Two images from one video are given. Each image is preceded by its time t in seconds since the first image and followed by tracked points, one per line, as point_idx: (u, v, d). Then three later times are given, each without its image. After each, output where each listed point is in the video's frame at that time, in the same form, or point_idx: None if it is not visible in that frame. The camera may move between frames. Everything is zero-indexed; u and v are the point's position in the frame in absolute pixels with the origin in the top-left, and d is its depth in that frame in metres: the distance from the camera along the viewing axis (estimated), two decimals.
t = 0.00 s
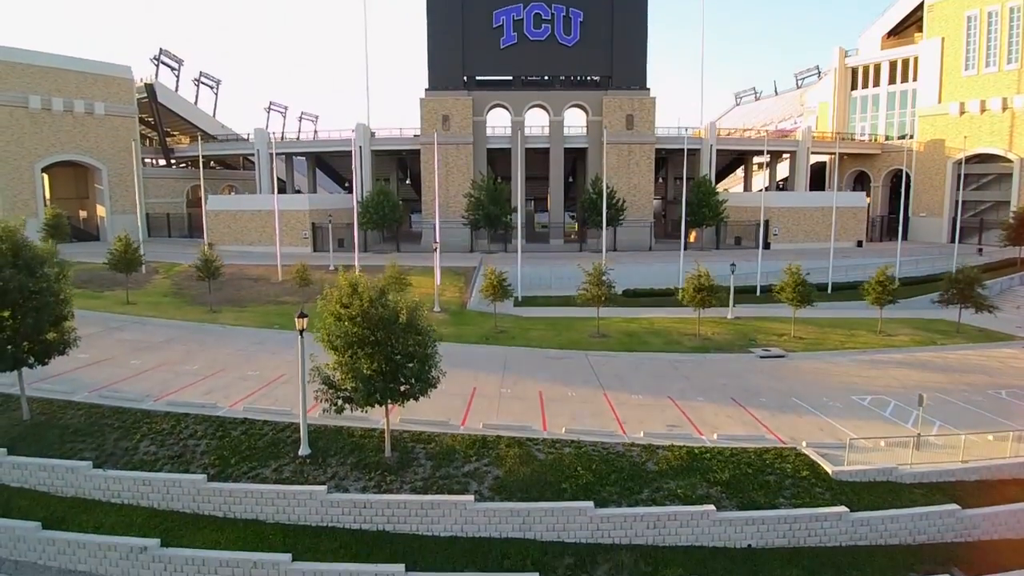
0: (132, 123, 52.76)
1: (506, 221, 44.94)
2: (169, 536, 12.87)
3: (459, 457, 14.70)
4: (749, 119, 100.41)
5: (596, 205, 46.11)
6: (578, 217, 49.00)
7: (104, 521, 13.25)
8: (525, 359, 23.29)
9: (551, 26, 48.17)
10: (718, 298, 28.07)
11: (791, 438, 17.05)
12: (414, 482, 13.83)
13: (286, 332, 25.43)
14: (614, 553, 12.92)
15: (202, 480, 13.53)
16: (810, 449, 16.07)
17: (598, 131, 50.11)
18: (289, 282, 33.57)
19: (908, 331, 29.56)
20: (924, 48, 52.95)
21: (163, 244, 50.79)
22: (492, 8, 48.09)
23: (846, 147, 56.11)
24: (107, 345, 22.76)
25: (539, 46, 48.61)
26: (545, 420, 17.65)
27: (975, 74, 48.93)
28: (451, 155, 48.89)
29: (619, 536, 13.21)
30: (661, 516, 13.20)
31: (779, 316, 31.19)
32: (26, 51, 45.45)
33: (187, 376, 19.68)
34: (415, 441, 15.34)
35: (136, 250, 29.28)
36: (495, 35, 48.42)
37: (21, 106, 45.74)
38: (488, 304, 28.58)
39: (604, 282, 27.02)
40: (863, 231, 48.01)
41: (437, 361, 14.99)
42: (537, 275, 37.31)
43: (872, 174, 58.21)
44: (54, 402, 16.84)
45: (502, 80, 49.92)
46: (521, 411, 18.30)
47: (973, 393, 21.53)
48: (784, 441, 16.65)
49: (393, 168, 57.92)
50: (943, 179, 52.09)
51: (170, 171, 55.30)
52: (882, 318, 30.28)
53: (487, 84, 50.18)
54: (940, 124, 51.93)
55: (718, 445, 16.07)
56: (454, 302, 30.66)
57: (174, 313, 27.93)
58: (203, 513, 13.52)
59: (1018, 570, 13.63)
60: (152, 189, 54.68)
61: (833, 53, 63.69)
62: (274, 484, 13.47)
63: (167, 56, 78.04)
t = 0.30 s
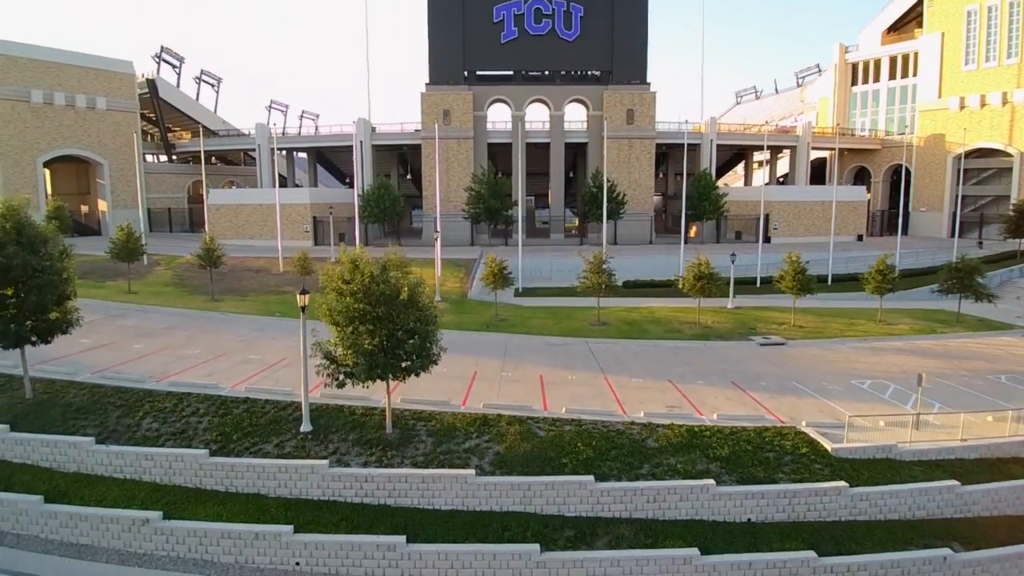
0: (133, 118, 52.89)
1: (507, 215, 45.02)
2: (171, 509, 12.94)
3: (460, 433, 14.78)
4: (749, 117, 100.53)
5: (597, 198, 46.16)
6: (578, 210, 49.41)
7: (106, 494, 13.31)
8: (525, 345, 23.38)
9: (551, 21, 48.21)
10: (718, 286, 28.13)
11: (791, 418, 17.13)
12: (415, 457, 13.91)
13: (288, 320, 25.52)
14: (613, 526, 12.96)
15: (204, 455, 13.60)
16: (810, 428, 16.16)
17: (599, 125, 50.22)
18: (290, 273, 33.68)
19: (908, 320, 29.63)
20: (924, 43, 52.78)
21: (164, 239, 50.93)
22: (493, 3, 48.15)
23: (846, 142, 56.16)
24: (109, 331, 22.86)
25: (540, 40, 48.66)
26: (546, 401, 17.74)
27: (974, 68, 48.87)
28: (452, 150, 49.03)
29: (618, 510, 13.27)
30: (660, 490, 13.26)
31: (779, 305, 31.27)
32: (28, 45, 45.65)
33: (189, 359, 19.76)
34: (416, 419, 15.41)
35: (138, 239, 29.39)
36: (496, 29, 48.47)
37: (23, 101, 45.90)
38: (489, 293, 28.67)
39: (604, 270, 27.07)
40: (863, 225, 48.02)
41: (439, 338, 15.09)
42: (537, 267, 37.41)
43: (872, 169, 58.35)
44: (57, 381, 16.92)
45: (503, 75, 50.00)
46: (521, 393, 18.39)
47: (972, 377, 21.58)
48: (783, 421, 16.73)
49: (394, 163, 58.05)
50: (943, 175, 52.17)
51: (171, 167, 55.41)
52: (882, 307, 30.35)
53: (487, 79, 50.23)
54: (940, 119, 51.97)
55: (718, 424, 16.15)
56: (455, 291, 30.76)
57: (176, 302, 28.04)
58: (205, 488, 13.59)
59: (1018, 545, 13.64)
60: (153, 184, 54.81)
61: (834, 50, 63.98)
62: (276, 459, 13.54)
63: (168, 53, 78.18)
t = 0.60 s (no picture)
0: (135, 113, 52.98)
1: (508, 208, 45.04)
2: (173, 482, 12.99)
3: (461, 411, 14.83)
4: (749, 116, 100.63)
5: (598, 191, 46.15)
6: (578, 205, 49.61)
7: (108, 469, 13.36)
8: (525, 332, 23.43)
9: (552, 16, 48.17)
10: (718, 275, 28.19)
11: (791, 399, 17.18)
12: (416, 433, 13.98)
13: (289, 308, 25.59)
14: (613, 501, 13.00)
15: (206, 430, 13.66)
16: (809, 408, 16.21)
17: (599, 120, 50.28)
18: (291, 264, 33.76)
19: (908, 310, 29.70)
20: (924, 38, 52.83)
21: (165, 233, 51.04)
22: None
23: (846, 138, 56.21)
24: (111, 317, 22.93)
25: (541, 35, 48.66)
26: (546, 383, 17.81)
27: (974, 63, 48.91)
28: (453, 145, 49.13)
29: (619, 485, 13.32)
30: (660, 464, 13.31)
31: (779, 296, 31.33)
32: (30, 40, 45.77)
33: (190, 343, 19.82)
34: (417, 397, 15.49)
35: (139, 229, 29.46)
36: (497, 25, 48.46)
37: (25, 95, 46.01)
38: (489, 282, 28.70)
39: (604, 258, 27.08)
40: (863, 219, 48.06)
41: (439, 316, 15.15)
42: (538, 260, 37.47)
43: (872, 165, 58.40)
44: (59, 362, 16.98)
45: (504, 70, 50.00)
46: (522, 375, 18.46)
47: (972, 363, 21.62)
48: (783, 401, 16.78)
49: (395, 159, 58.13)
50: (943, 170, 52.24)
51: (173, 162, 55.52)
52: (882, 297, 30.40)
53: (488, 74, 50.23)
54: (941, 114, 52.01)
55: (719, 404, 16.19)
56: (456, 282, 30.83)
57: (177, 291, 28.12)
58: (207, 463, 13.66)
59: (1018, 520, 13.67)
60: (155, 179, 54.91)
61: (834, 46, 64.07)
62: (277, 434, 13.60)
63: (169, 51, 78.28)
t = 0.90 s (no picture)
0: (136, 109, 53.08)
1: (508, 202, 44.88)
2: (174, 457, 13.02)
3: (462, 388, 14.88)
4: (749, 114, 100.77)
5: (598, 185, 46.15)
6: (578, 200, 49.74)
7: (110, 444, 13.40)
8: (526, 318, 23.49)
9: (552, 11, 48.10)
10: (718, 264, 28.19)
11: (791, 380, 17.23)
12: (416, 409, 14.03)
13: (290, 296, 25.65)
14: (614, 475, 13.01)
15: (208, 406, 13.70)
16: (809, 388, 16.24)
17: (600, 115, 50.30)
18: (292, 256, 33.83)
19: (909, 300, 29.74)
20: (924, 34, 52.89)
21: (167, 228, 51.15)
22: None
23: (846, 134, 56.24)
24: (112, 303, 23.00)
25: (541, 31, 48.63)
26: (547, 365, 17.90)
27: (974, 58, 48.96)
28: (453, 140, 49.20)
29: (619, 460, 13.34)
30: (660, 440, 13.33)
31: (779, 286, 31.37)
32: (32, 35, 45.87)
33: (191, 327, 19.87)
34: (418, 375, 15.56)
35: (141, 219, 29.53)
36: (497, 20, 48.43)
37: (27, 90, 46.10)
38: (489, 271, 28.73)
39: (605, 247, 27.06)
40: (863, 214, 48.00)
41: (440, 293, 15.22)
42: (539, 253, 37.52)
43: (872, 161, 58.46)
44: (61, 342, 17.02)
45: (504, 65, 50.00)
46: (522, 358, 18.54)
47: (973, 348, 21.63)
48: (784, 382, 16.81)
49: (395, 155, 58.19)
50: (943, 165, 52.34)
51: (174, 157, 55.59)
52: (883, 288, 30.42)
53: (488, 69, 50.22)
54: (941, 110, 52.07)
55: (719, 384, 16.22)
56: (457, 272, 30.90)
57: (179, 280, 28.19)
58: (208, 439, 13.69)
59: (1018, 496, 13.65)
60: (156, 175, 55.04)
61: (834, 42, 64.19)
62: (278, 410, 13.64)
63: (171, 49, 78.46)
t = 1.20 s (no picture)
0: (137, 104, 53.12)
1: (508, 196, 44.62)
2: (174, 432, 13.02)
3: (462, 367, 14.89)
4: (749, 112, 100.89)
5: (599, 179, 46.08)
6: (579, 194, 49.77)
7: (110, 420, 13.41)
8: (525, 305, 23.49)
9: (552, 6, 48.01)
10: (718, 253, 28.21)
11: (792, 362, 17.28)
12: (417, 385, 14.05)
13: (290, 284, 25.66)
14: (614, 450, 13.00)
15: (208, 382, 13.69)
16: (809, 368, 16.26)
17: (601, 110, 50.32)
18: (293, 247, 33.87)
19: (909, 289, 29.77)
20: (924, 29, 53.02)
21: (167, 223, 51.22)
22: None
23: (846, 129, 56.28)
24: (113, 290, 23.03)
25: (541, 25, 48.54)
26: (547, 348, 17.93)
27: (975, 53, 49.06)
28: (454, 135, 49.18)
29: (620, 437, 13.33)
30: (661, 416, 13.31)
31: (779, 277, 31.38)
32: (33, 29, 45.95)
33: (192, 312, 19.89)
34: (417, 354, 15.58)
35: (141, 208, 29.55)
36: (497, 15, 48.38)
37: (28, 84, 46.14)
38: (489, 260, 28.73)
39: (606, 235, 27.03)
40: (863, 209, 47.96)
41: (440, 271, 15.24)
42: (540, 245, 37.57)
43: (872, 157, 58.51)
44: (62, 324, 17.03)
45: (505, 60, 49.98)
46: (522, 341, 18.60)
47: (974, 334, 21.62)
48: (784, 363, 16.84)
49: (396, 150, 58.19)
50: (943, 160, 52.33)
51: (174, 153, 55.57)
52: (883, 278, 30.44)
53: (489, 64, 50.19)
54: (941, 105, 52.07)
55: (719, 364, 16.25)
56: (457, 262, 30.94)
57: (179, 270, 28.23)
58: (208, 416, 13.68)
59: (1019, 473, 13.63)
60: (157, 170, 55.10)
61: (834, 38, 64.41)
62: (279, 386, 13.64)
63: (171, 47, 78.56)
